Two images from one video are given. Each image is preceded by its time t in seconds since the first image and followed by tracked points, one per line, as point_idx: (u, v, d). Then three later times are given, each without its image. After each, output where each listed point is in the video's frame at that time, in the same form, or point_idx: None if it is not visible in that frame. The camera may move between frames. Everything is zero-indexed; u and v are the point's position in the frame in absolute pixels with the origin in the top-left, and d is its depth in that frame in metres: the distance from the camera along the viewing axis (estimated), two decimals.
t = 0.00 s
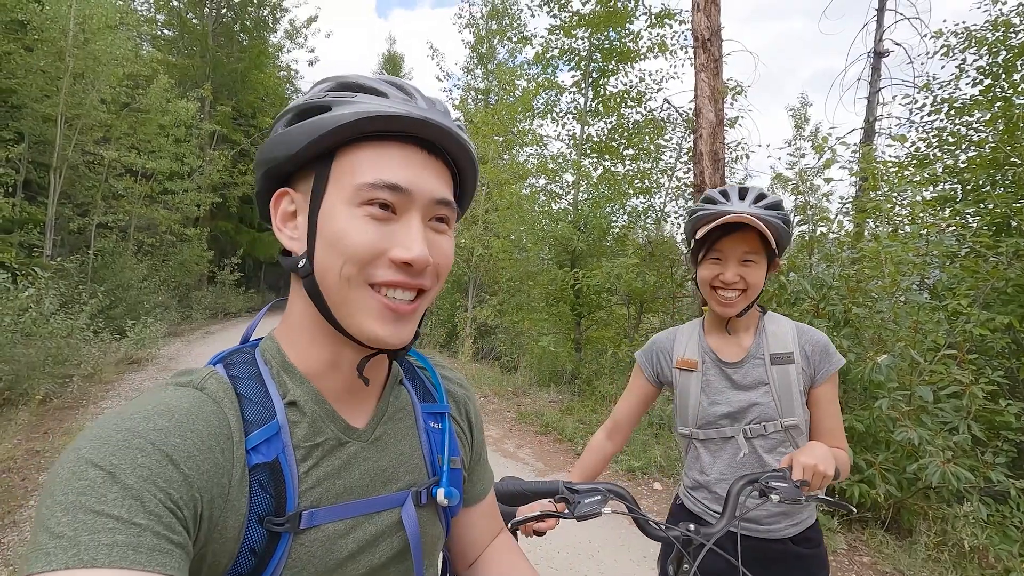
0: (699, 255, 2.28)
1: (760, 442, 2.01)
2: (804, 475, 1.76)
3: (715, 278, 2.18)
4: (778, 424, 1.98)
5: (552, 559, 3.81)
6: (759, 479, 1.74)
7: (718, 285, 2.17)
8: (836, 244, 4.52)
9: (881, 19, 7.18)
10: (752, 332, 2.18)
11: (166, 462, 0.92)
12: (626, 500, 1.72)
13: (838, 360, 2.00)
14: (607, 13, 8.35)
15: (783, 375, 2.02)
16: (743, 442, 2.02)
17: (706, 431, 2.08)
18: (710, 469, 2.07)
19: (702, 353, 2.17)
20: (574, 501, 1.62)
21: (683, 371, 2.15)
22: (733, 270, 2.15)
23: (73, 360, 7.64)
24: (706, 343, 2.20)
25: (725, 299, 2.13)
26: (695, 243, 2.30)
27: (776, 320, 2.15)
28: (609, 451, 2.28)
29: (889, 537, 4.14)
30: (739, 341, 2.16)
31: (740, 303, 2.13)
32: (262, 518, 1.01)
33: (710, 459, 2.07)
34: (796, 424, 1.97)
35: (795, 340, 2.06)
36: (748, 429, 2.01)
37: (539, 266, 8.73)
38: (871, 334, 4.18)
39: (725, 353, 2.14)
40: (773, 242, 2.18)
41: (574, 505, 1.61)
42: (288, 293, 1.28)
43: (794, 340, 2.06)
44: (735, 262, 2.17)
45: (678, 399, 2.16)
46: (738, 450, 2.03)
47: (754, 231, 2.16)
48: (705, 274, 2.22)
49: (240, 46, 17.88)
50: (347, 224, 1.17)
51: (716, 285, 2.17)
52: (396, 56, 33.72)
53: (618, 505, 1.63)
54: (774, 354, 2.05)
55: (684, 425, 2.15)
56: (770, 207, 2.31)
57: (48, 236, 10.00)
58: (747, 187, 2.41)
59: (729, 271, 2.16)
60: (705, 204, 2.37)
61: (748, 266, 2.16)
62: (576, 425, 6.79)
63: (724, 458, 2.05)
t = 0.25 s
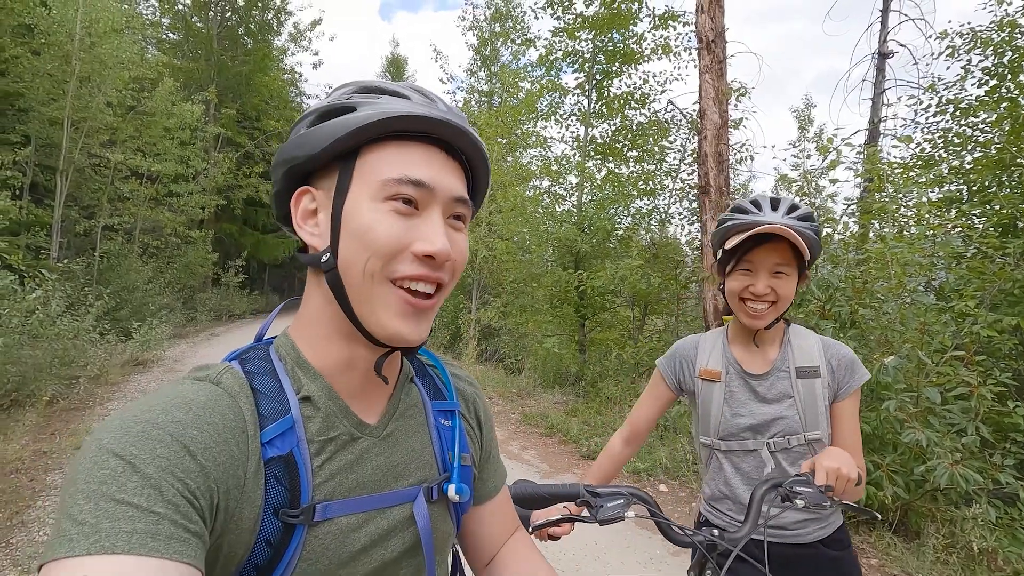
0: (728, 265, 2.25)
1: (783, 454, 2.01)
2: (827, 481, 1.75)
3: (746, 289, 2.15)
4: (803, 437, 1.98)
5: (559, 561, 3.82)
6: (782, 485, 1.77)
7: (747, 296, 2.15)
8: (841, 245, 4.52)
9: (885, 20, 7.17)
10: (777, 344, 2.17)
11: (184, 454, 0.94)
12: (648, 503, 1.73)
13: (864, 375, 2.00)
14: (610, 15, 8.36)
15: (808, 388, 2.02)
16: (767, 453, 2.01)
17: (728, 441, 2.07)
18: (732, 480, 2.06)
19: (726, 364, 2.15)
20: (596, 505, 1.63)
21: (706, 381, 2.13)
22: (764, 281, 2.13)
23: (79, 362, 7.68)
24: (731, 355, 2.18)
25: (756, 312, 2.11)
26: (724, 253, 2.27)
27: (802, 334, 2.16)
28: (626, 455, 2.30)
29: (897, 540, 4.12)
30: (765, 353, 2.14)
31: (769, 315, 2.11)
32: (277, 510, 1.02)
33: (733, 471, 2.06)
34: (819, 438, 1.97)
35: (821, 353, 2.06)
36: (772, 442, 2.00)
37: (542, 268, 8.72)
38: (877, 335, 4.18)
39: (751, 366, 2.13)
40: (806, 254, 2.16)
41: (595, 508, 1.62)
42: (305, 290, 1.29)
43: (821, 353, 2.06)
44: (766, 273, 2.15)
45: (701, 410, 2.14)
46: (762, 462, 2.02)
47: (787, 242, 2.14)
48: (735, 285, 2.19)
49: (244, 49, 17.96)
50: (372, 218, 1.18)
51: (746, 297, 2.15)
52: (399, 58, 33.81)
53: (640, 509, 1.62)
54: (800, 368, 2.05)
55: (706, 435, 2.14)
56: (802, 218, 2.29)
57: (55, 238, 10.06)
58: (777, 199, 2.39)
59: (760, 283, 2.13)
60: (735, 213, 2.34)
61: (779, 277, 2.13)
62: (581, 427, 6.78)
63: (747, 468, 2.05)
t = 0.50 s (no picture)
0: (750, 262, 2.24)
1: (810, 456, 2.01)
2: (860, 482, 1.80)
3: (771, 286, 2.14)
4: (831, 438, 2.00)
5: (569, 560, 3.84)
6: (814, 487, 1.76)
7: (772, 293, 2.14)
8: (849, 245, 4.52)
9: (893, 19, 7.15)
10: (803, 345, 2.17)
11: (219, 444, 0.97)
12: (678, 501, 1.70)
13: (890, 371, 2.04)
14: (616, 15, 8.37)
15: (835, 389, 2.04)
16: (796, 456, 2.00)
17: (755, 443, 2.06)
18: (759, 483, 2.05)
19: (752, 366, 2.14)
20: (627, 502, 1.60)
21: (733, 384, 2.12)
22: (789, 276, 2.12)
23: (90, 361, 7.76)
24: (757, 357, 2.17)
25: (781, 308, 2.10)
26: (745, 251, 2.26)
27: (826, 334, 2.16)
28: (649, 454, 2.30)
29: (907, 540, 4.11)
30: (791, 355, 2.14)
31: (795, 311, 2.10)
32: (303, 498, 1.03)
33: (760, 473, 2.05)
34: (847, 438, 2.00)
35: (847, 355, 2.09)
36: (800, 444, 2.01)
37: (549, 268, 8.74)
38: (886, 335, 4.18)
39: (777, 368, 2.13)
40: (829, 247, 2.15)
41: (627, 506, 1.59)
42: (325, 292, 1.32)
43: (846, 355, 2.09)
44: (790, 268, 2.14)
45: (726, 413, 2.12)
46: (790, 465, 2.01)
47: (809, 236, 2.13)
48: (759, 281, 2.18)
49: (251, 50, 18.07)
50: (381, 222, 1.20)
51: (771, 293, 2.14)
52: (405, 60, 33.90)
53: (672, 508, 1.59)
54: (826, 369, 2.08)
55: (732, 437, 2.10)
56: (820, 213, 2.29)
57: (65, 239, 10.16)
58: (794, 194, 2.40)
59: (785, 278, 2.13)
60: (753, 211, 2.33)
61: (803, 272, 2.13)
62: (588, 427, 6.79)
63: (774, 471, 2.04)
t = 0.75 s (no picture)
0: (772, 267, 2.22)
1: (831, 467, 2.01)
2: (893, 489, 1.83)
3: (794, 293, 2.13)
4: (850, 448, 2.01)
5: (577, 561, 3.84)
6: (848, 491, 1.75)
7: (794, 300, 2.12)
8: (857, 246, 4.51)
9: (901, 19, 7.11)
10: (821, 353, 2.16)
11: (240, 443, 0.98)
12: (715, 500, 1.69)
13: (912, 380, 2.05)
14: (622, 16, 8.37)
15: (854, 398, 2.04)
16: (815, 467, 1.99)
17: (773, 452, 2.05)
18: (779, 493, 2.03)
19: (768, 375, 2.15)
20: (665, 499, 1.61)
21: (748, 393, 2.12)
22: (812, 284, 2.11)
23: (99, 361, 7.82)
24: (773, 365, 2.17)
25: (804, 316, 2.09)
26: (766, 256, 2.24)
27: (845, 341, 2.15)
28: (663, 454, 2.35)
29: (916, 542, 4.09)
30: (809, 363, 2.14)
31: (817, 319, 2.10)
32: (321, 497, 1.05)
33: (779, 483, 2.04)
34: (867, 447, 2.01)
35: (866, 364, 2.08)
36: (820, 454, 2.00)
37: (554, 269, 8.75)
38: (894, 336, 4.17)
39: (794, 376, 2.13)
40: (851, 255, 2.14)
41: (665, 503, 1.61)
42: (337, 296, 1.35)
43: (866, 364, 2.08)
44: (814, 276, 2.13)
45: (741, 422, 2.12)
46: (810, 476, 2.00)
47: (834, 244, 2.12)
48: (781, 288, 2.16)
49: (257, 53, 18.17)
50: (374, 219, 1.22)
51: (794, 301, 2.12)
52: (410, 61, 33.98)
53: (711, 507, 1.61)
54: (845, 378, 2.07)
55: (747, 448, 2.11)
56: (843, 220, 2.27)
57: (75, 240, 10.25)
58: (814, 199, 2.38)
59: (808, 286, 2.11)
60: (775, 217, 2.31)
61: (827, 280, 2.11)
62: (594, 428, 6.79)
63: (793, 480, 2.03)
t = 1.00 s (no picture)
0: (791, 278, 2.14)
1: (855, 484, 1.97)
2: (937, 510, 1.78)
3: (815, 306, 2.05)
4: (876, 465, 1.95)
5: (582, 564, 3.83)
6: (889, 508, 1.71)
7: (816, 314, 2.05)
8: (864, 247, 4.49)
9: (908, 18, 7.06)
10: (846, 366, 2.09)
11: (236, 455, 0.99)
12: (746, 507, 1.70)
13: (949, 392, 1.97)
14: (627, 16, 8.36)
15: (882, 414, 1.97)
16: (838, 483, 1.96)
17: (793, 467, 2.03)
18: (799, 509, 2.02)
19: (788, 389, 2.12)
20: (695, 504, 1.62)
21: (766, 407, 2.11)
22: (834, 297, 2.03)
23: (106, 363, 7.87)
24: (794, 379, 2.13)
25: (825, 330, 2.02)
26: (786, 267, 2.16)
27: (870, 353, 2.08)
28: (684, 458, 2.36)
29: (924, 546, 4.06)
30: (832, 377, 2.08)
31: (839, 333, 2.02)
32: (320, 509, 1.05)
33: (799, 499, 2.03)
34: (895, 464, 1.94)
35: (894, 378, 2.01)
36: (843, 471, 1.97)
37: (559, 270, 8.73)
38: (902, 338, 4.14)
39: (817, 391, 2.09)
40: (878, 266, 2.05)
41: (696, 508, 1.61)
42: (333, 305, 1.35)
43: (894, 377, 2.01)
44: (837, 288, 2.04)
45: (760, 435, 2.11)
46: (831, 491, 1.98)
47: (858, 254, 2.03)
48: (802, 300, 2.09)
49: (263, 55, 18.25)
50: (367, 228, 1.22)
51: (815, 314, 2.05)
52: (415, 62, 34.04)
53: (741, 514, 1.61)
54: (871, 394, 2.00)
55: (767, 462, 2.09)
56: (869, 227, 2.17)
57: (83, 242, 10.33)
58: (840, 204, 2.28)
59: (830, 299, 2.04)
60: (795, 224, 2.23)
61: (850, 292, 2.03)
62: (599, 429, 6.77)
63: (814, 496, 2.01)
